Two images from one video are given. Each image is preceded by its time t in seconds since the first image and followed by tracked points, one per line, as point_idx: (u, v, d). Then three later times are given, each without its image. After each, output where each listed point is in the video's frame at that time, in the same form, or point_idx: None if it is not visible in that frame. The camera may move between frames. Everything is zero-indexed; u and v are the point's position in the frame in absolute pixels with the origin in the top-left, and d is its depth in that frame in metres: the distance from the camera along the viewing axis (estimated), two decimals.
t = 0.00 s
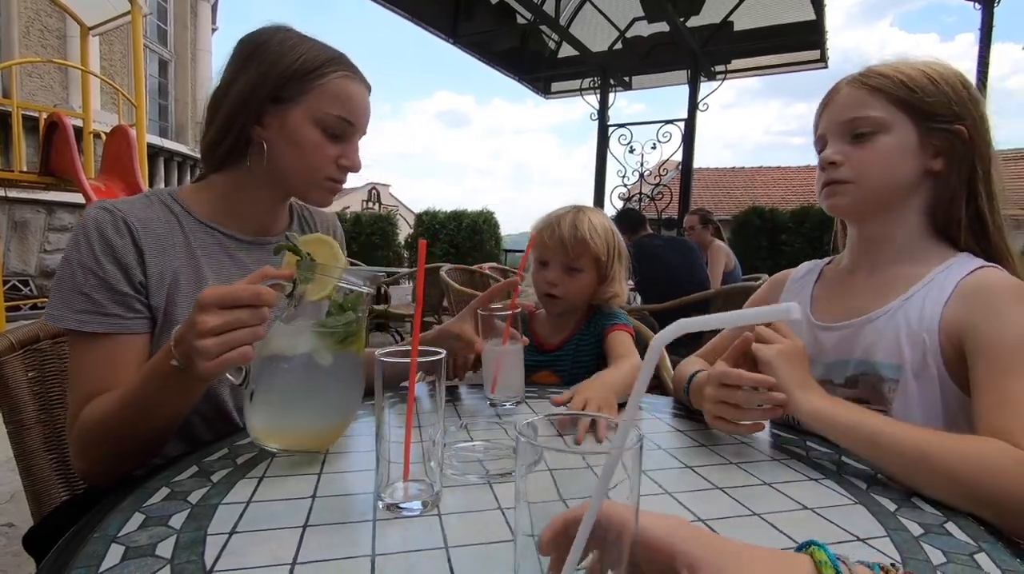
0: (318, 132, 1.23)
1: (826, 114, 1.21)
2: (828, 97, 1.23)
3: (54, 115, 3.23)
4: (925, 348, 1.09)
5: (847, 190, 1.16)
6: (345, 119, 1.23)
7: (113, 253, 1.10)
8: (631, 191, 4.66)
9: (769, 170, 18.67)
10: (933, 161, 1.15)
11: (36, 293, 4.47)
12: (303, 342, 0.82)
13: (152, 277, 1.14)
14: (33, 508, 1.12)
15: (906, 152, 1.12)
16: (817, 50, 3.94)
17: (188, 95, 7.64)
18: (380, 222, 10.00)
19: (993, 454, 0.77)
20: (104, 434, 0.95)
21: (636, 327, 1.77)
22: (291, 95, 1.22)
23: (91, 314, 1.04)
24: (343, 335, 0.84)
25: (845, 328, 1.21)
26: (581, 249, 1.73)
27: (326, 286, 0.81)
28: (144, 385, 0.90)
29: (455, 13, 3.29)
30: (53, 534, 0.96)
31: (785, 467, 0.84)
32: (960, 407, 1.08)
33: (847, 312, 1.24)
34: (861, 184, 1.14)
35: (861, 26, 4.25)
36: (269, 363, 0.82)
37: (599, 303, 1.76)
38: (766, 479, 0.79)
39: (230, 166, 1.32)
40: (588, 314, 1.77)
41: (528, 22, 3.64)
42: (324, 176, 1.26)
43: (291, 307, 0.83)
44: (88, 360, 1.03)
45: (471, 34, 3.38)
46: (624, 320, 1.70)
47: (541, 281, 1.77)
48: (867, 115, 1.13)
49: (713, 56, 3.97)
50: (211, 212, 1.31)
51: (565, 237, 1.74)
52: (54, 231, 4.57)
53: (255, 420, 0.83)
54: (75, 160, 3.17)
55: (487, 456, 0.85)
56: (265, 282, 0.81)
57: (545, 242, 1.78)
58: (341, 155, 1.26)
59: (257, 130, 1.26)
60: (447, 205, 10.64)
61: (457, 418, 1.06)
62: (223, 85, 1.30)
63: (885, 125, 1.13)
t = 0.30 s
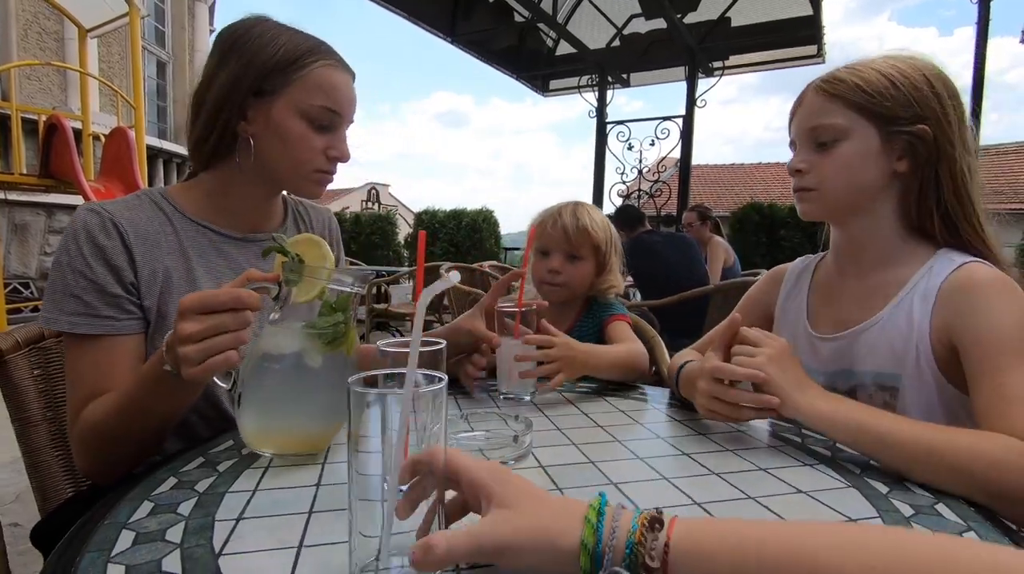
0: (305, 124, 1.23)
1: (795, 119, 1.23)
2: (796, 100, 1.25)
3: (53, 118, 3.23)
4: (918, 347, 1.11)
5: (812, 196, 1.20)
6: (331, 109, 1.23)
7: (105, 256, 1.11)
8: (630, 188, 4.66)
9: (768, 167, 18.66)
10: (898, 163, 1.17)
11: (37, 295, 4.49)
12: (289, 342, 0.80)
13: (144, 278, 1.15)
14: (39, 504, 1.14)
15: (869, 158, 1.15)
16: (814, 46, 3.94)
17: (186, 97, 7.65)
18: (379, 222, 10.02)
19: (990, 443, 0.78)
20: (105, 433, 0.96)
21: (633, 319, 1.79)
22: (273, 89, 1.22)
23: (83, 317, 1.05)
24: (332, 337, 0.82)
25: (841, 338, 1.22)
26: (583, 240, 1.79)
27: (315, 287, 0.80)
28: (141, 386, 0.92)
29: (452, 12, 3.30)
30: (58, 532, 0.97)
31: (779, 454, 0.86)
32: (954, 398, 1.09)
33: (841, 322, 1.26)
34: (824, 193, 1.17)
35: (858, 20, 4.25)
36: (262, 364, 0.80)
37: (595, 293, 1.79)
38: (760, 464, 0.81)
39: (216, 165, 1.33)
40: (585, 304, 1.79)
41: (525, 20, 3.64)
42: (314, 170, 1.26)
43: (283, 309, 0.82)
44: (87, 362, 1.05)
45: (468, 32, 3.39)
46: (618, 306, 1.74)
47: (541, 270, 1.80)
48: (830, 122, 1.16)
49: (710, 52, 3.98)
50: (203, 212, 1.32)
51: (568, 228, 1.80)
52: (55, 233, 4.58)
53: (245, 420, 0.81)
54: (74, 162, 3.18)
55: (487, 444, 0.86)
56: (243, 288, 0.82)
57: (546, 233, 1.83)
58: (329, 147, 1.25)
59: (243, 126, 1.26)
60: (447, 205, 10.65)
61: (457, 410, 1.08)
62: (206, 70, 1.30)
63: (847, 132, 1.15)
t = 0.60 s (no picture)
0: (261, 110, 1.18)
1: (799, 149, 1.22)
2: (802, 129, 1.23)
3: (59, 120, 3.26)
4: (922, 362, 1.13)
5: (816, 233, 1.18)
6: (285, 91, 1.17)
7: (120, 259, 1.13)
8: (633, 188, 4.67)
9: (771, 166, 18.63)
10: (902, 206, 1.16)
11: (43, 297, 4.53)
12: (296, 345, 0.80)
13: (158, 281, 1.16)
14: (52, 502, 1.15)
15: (876, 197, 1.14)
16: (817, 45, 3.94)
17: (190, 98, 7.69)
18: (383, 222, 10.05)
19: (996, 445, 0.78)
20: (121, 434, 0.98)
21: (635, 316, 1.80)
22: (234, 77, 1.22)
23: (98, 319, 1.07)
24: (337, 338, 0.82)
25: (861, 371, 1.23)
26: (583, 234, 1.82)
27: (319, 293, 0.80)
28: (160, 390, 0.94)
29: (455, 13, 3.31)
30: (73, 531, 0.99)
31: (783, 452, 0.87)
32: (957, 407, 1.09)
33: (860, 354, 1.27)
34: (827, 229, 1.16)
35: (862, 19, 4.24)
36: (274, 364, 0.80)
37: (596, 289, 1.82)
38: (756, 458, 0.84)
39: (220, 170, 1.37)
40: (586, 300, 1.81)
41: (527, 20, 3.65)
42: (274, 155, 1.20)
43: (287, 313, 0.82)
44: (105, 366, 1.08)
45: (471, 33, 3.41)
46: (620, 304, 1.75)
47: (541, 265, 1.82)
48: (836, 155, 1.15)
49: (712, 52, 3.98)
50: (215, 214, 1.33)
51: (567, 222, 1.82)
52: (61, 235, 4.61)
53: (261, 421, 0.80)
54: (80, 164, 3.20)
55: (495, 444, 0.87)
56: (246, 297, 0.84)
57: (545, 228, 1.86)
58: (290, 131, 1.19)
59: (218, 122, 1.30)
60: (450, 205, 10.67)
61: (465, 410, 1.09)
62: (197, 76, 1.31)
63: (854, 168, 1.14)
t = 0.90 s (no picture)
0: (259, 113, 1.22)
1: (818, 155, 1.21)
2: (822, 133, 1.23)
3: (74, 125, 3.32)
4: (931, 362, 1.14)
5: (838, 241, 1.18)
6: (281, 94, 1.20)
7: (137, 264, 1.16)
8: (641, 189, 4.67)
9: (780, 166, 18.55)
10: (921, 211, 1.17)
11: (57, 299, 4.60)
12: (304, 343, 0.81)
13: (173, 286, 1.19)
14: (76, 501, 1.18)
15: (901, 205, 1.15)
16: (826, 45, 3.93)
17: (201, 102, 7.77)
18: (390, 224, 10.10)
19: (1003, 443, 0.79)
20: (141, 435, 1.02)
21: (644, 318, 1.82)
22: (234, 83, 1.26)
23: (113, 323, 1.10)
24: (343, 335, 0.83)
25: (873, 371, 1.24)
26: (591, 238, 1.84)
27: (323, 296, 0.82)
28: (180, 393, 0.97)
29: (463, 16, 3.34)
30: (96, 528, 1.02)
31: (791, 450, 0.88)
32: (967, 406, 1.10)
33: (871, 354, 1.28)
34: (850, 237, 1.16)
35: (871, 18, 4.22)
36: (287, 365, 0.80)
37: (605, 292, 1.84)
38: (765, 455, 0.85)
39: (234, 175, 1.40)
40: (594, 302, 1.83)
41: (535, 23, 3.67)
42: (276, 157, 1.23)
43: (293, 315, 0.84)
44: (125, 367, 1.11)
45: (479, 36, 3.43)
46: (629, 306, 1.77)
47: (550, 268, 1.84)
48: (862, 163, 1.15)
49: (720, 53, 3.98)
50: (227, 218, 1.37)
51: (576, 226, 1.83)
52: (75, 238, 4.68)
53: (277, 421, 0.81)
54: (95, 169, 3.26)
55: (509, 441, 0.89)
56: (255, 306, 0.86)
57: (554, 232, 1.87)
58: (291, 133, 1.22)
59: (224, 129, 1.35)
60: (457, 207, 10.71)
61: (478, 409, 1.12)
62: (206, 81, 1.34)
63: (880, 175, 1.14)
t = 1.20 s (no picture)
0: (263, 120, 1.27)
1: (816, 160, 1.24)
2: (821, 137, 1.25)
3: (97, 131, 3.42)
4: (919, 358, 1.17)
5: (835, 243, 1.21)
6: (282, 99, 1.26)
7: (150, 277, 1.22)
8: (651, 191, 4.69)
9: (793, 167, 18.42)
10: (913, 214, 1.20)
11: (80, 300, 4.73)
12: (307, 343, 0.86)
13: (186, 294, 1.25)
14: (111, 495, 1.24)
15: (894, 209, 1.18)
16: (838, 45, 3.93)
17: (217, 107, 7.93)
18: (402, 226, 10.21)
19: (992, 434, 0.82)
20: (166, 431, 1.08)
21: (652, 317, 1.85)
22: (238, 90, 1.32)
23: (134, 333, 1.16)
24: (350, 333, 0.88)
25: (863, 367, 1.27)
26: (600, 239, 1.88)
27: (326, 296, 0.85)
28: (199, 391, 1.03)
29: (474, 20, 3.39)
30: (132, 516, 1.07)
31: (787, 441, 0.93)
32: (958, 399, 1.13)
33: (864, 350, 1.31)
34: (845, 239, 1.19)
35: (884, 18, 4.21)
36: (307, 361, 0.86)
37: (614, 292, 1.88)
38: (757, 446, 0.90)
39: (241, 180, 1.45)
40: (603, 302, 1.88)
41: (545, 27, 3.72)
42: (278, 161, 1.28)
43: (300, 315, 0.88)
44: (146, 373, 1.18)
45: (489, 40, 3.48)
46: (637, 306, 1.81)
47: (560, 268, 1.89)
48: (861, 168, 1.17)
49: (731, 54, 4.00)
50: (234, 223, 1.42)
51: (585, 227, 1.88)
52: (96, 241, 4.81)
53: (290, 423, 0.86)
54: (116, 173, 3.36)
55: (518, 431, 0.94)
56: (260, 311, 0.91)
57: (564, 233, 1.92)
58: (292, 138, 1.28)
59: (229, 135, 1.42)
60: (469, 209, 10.79)
61: (489, 402, 1.17)
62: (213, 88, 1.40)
63: (877, 181, 1.17)
